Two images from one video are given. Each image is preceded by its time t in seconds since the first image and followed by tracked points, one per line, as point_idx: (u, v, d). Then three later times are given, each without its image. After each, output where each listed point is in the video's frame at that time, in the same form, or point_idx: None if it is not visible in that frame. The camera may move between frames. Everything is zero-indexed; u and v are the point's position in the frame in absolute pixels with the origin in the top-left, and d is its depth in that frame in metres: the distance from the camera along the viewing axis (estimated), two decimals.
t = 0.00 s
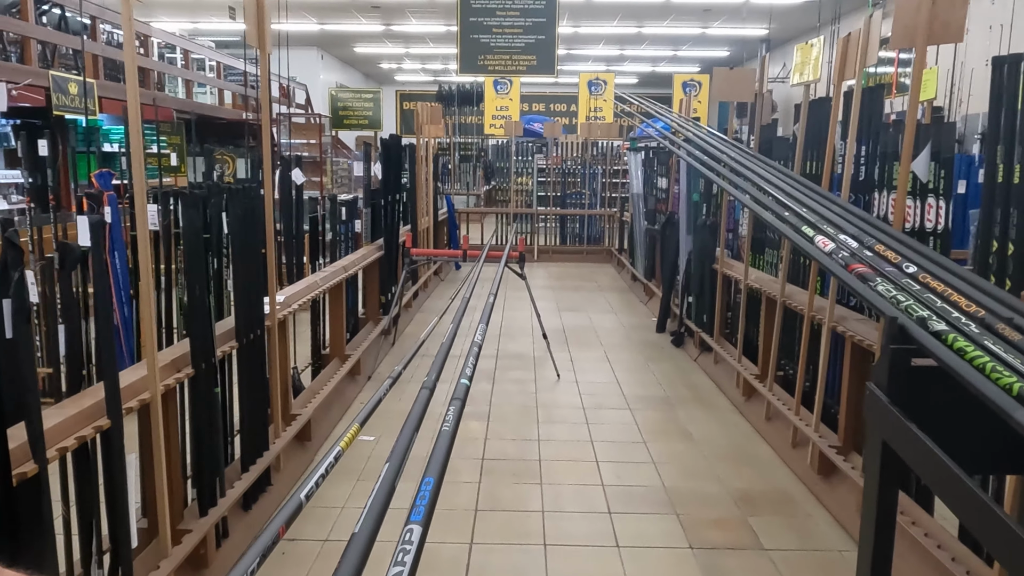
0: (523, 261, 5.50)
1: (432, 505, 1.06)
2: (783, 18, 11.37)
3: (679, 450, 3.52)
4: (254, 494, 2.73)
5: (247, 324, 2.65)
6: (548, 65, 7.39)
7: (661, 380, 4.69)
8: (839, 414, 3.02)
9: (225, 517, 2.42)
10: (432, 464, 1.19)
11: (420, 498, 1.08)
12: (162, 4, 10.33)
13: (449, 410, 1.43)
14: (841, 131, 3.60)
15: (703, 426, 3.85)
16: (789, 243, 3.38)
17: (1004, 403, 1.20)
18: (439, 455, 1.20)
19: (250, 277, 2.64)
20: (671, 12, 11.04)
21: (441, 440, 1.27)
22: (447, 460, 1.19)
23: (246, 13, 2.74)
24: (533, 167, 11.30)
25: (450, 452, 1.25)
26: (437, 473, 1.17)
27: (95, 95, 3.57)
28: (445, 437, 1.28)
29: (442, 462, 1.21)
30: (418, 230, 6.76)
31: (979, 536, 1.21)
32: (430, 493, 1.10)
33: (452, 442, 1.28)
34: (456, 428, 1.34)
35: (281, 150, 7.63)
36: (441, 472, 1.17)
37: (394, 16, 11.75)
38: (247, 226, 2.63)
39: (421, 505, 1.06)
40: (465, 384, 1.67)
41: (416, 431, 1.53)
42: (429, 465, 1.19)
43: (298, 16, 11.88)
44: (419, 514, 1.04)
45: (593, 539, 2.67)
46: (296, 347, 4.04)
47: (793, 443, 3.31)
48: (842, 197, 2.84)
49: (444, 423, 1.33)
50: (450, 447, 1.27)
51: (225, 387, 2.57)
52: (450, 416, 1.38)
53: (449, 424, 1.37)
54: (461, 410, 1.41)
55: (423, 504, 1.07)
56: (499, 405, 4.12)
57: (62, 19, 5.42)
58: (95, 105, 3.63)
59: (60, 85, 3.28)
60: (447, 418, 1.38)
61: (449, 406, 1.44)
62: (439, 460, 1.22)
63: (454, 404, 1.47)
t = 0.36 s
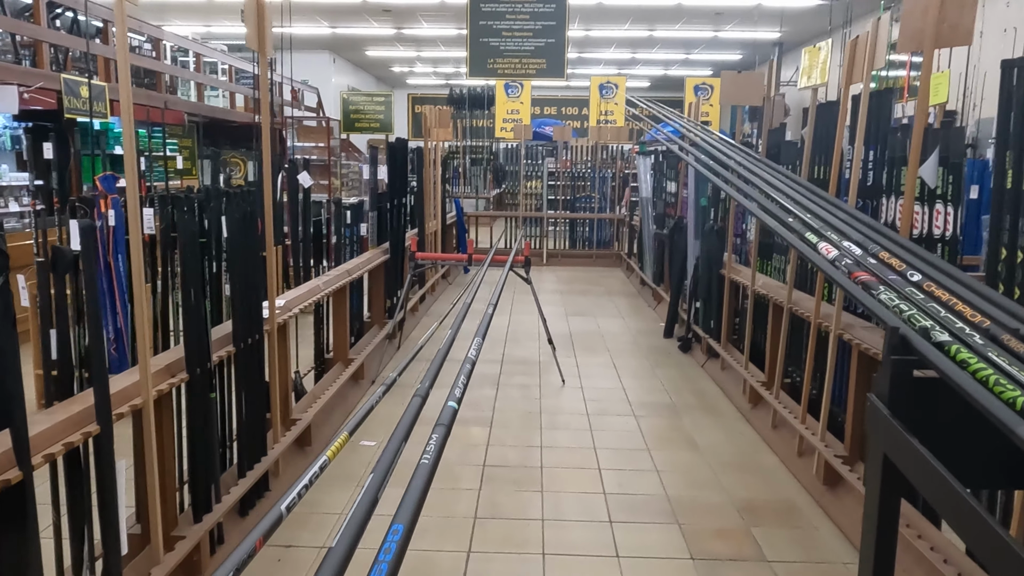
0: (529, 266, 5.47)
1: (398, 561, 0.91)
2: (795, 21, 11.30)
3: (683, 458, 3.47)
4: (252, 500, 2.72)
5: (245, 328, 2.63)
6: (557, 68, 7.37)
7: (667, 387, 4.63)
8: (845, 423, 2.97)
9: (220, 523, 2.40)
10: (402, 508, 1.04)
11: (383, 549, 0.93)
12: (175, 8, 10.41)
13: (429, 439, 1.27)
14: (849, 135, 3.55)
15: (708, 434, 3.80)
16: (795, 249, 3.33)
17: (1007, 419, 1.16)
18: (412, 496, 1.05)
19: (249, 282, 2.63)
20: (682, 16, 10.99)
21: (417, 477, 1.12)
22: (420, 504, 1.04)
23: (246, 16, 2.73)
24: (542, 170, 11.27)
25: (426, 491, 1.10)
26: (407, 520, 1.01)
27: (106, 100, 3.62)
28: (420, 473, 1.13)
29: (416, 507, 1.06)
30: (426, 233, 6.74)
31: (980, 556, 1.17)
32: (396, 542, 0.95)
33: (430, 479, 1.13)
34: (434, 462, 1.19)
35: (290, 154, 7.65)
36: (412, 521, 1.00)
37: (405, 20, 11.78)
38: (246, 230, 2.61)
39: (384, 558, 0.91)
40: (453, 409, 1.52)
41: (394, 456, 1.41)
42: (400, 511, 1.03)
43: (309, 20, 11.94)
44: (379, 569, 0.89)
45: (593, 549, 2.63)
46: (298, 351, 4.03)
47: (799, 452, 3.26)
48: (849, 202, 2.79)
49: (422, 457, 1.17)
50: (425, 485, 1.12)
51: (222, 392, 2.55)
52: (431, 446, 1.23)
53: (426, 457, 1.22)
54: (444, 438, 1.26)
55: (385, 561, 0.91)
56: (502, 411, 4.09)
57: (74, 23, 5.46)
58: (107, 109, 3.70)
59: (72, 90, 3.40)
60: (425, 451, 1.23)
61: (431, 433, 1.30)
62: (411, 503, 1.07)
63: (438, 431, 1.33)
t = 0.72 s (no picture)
0: (538, 268, 5.46)
1: None
2: (809, 24, 11.23)
3: (689, 462, 3.44)
4: (254, 500, 2.72)
5: (249, 329, 2.64)
6: (569, 71, 7.36)
7: (676, 391, 4.60)
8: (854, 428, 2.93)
9: (221, 523, 2.41)
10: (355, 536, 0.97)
11: None
12: (191, 12, 10.52)
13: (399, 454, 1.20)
14: (859, 136, 3.52)
15: (715, 438, 3.76)
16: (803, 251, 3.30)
17: (1007, 423, 1.13)
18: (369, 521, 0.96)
19: (252, 283, 2.64)
20: (695, 18, 10.95)
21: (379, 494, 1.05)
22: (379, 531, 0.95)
23: (252, 18, 2.75)
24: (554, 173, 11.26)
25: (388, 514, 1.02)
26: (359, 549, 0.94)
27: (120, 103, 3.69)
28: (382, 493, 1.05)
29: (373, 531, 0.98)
30: (435, 235, 6.75)
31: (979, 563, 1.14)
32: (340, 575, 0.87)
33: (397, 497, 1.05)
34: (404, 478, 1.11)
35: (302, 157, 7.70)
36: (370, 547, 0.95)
37: (418, 23, 11.82)
38: (250, 232, 2.62)
39: None
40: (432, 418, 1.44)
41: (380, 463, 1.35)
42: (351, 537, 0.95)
43: (323, 24, 12.02)
44: None
45: (596, 553, 2.61)
46: (305, 352, 4.04)
47: (807, 457, 3.22)
48: (856, 204, 2.76)
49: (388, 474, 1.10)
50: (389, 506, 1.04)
51: (225, 393, 2.56)
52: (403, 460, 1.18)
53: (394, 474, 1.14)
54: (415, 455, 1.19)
55: None
56: (509, 414, 4.08)
57: (89, 27, 5.53)
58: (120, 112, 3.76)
59: (86, 92, 3.49)
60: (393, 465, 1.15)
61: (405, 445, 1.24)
62: (370, 528, 0.98)
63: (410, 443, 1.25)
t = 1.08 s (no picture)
0: (545, 272, 5.48)
1: None
2: (818, 29, 11.21)
3: (695, 466, 3.44)
4: (260, 501, 2.74)
5: (256, 331, 2.66)
6: (577, 76, 7.38)
7: (682, 395, 4.59)
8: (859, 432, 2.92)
9: (227, 523, 2.43)
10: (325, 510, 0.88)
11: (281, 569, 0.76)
12: (203, 18, 10.61)
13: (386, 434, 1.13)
14: (866, 141, 3.51)
15: (721, 443, 3.75)
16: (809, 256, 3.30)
17: (1007, 425, 1.13)
18: (344, 496, 0.90)
19: (260, 286, 2.66)
20: (704, 24, 10.96)
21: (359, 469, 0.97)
22: (353, 505, 0.88)
23: (260, 23, 2.78)
24: (562, 179, 11.27)
25: (368, 492, 0.95)
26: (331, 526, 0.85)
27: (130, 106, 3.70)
28: (361, 471, 0.96)
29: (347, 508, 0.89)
30: (443, 239, 6.78)
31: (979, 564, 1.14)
32: (303, 557, 0.78)
33: (378, 476, 0.99)
34: (386, 459, 1.04)
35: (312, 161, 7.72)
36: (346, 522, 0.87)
37: (427, 29, 11.88)
38: (257, 236, 2.64)
39: None
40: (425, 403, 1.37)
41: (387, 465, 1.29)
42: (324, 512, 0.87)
43: (334, 30, 12.09)
44: None
45: (600, 556, 2.61)
46: (312, 355, 4.06)
47: (812, 461, 3.22)
48: (862, 208, 2.75)
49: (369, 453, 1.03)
50: (370, 486, 0.96)
51: (232, 394, 2.58)
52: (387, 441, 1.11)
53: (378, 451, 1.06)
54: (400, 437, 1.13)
55: None
56: (515, 417, 4.09)
57: (101, 32, 5.56)
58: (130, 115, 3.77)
59: (98, 96, 3.52)
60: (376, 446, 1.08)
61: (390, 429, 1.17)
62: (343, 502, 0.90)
63: (398, 427, 1.19)
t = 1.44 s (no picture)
0: (550, 278, 5.54)
1: (307, 565, 0.80)
2: (822, 36, 11.28)
3: (700, 471, 3.49)
4: (274, 503, 2.81)
5: (270, 337, 2.72)
6: (581, 83, 7.44)
7: (687, 401, 4.64)
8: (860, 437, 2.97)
9: (243, 524, 2.50)
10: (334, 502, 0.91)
11: (293, 556, 0.81)
12: (211, 25, 10.72)
13: (396, 426, 1.17)
14: (867, 150, 3.57)
15: (725, 448, 3.80)
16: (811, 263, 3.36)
17: (994, 429, 1.19)
18: (351, 488, 0.93)
19: (274, 293, 2.73)
20: (708, 31, 11.02)
21: (366, 464, 1.01)
22: (360, 497, 0.92)
23: (275, 35, 2.85)
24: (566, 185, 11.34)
25: (375, 482, 0.98)
26: (339, 514, 0.89)
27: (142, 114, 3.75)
28: (369, 465, 1.00)
29: (355, 501, 0.93)
30: (449, 246, 6.85)
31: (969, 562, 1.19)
32: (312, 545, 0.82)
33: (386, 468, 1.03)
34: (393, 450, 1.08)
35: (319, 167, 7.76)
36: (354, 511, 0.91)
37: (433, 36, 11.97)
38: (272, 243, 2.71)
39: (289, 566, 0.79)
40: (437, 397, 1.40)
41: (408, 461, 1.32)
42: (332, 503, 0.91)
43: (340, 37, 12.20)
44: None
45: (605, 557, 2.66)
46: (322, 360, 4.13)
47: (815, 466, 3.28)
48: (862, 217, 2.81)
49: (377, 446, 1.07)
50: (378, 479, 1.00)
51: (247, 398, 2.65)
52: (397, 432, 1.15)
53: (388, 446, 1.10)
54: (410, 427, 1.17)
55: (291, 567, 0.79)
56: (521, 422, 4.15)
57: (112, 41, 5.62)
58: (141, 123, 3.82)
59: (110, 105, 3.57)
60: (386, 441, 1.11)
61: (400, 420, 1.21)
62: (349, 496, 0.93)
63: (407, 419, 1.22)
